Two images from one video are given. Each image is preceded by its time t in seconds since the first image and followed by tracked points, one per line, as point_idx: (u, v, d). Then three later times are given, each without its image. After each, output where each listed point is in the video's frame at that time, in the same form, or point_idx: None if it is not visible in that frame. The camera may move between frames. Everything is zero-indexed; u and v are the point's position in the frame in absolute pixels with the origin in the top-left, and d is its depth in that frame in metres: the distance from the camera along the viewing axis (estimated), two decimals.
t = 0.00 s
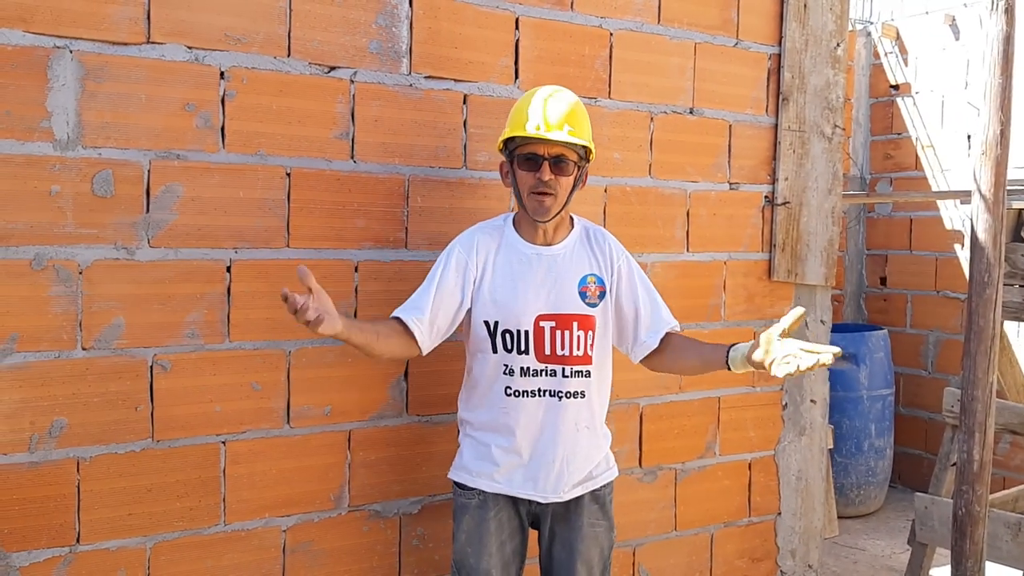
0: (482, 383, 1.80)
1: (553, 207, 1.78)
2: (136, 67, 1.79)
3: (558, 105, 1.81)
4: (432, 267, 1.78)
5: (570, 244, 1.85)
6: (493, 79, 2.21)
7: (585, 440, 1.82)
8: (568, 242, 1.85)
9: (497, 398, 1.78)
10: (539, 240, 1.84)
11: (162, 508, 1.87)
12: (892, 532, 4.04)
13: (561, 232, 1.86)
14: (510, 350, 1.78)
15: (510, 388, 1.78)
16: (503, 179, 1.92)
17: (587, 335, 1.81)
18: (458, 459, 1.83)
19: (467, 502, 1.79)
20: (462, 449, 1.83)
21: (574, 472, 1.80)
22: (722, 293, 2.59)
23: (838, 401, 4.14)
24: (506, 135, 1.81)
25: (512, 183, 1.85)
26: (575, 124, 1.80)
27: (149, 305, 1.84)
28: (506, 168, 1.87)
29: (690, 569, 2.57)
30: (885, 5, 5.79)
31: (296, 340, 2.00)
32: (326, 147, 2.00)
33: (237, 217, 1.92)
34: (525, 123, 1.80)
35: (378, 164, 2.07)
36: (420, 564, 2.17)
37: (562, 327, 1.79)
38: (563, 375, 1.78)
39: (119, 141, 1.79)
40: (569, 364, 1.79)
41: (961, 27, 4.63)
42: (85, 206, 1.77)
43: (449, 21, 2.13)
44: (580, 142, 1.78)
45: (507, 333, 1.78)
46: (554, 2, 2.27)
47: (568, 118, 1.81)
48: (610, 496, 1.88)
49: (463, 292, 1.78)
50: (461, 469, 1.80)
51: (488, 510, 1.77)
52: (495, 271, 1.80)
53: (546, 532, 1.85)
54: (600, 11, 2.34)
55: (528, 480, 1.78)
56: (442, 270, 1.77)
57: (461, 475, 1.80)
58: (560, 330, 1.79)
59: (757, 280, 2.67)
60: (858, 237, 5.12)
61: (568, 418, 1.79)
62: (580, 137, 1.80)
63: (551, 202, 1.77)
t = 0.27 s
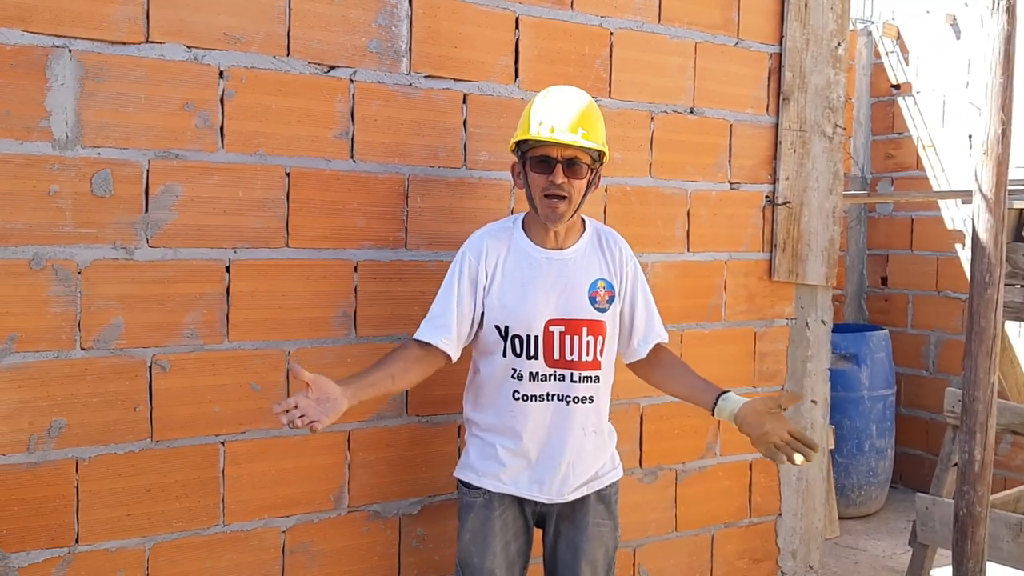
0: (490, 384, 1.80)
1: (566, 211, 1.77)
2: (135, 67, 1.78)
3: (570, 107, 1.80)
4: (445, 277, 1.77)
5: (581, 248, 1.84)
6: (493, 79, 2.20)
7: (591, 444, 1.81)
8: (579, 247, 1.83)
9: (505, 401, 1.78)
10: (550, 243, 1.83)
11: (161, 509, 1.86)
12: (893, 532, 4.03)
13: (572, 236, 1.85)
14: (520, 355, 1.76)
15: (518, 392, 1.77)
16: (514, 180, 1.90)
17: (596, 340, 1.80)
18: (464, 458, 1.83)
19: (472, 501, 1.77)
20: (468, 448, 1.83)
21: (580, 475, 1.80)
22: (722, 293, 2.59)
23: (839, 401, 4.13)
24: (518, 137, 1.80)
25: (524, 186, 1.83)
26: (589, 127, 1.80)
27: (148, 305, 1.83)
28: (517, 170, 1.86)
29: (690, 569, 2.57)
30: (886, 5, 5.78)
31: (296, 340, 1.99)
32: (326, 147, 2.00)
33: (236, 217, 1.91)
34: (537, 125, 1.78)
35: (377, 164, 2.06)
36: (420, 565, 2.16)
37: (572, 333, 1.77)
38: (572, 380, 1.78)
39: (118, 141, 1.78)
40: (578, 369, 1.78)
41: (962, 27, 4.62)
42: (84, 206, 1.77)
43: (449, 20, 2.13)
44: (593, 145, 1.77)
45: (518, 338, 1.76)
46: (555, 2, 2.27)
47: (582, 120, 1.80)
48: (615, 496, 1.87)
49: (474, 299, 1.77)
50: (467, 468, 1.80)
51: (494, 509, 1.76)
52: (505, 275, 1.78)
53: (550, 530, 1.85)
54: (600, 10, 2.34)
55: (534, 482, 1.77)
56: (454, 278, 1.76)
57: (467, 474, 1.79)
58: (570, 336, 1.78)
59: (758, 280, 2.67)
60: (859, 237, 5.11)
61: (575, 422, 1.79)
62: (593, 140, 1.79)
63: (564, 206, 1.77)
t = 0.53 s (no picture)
0: (493, 381, 1.80)
1: (572, 200, 1.78)
2: (135, 67, 1.79)
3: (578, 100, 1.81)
4: (453, 275, 1.77)
5: (585, 243, 1.84)
6: (493, 79, 2.20)
7: (595, 441, 1.81)
8: (583, 242, 1.84)
9: (508, 397, 1.78)
10: (554, 238, 1.83)
11: (161, 509, 1.86)
12: (893, 532, 4.03)
13: (576, 231, 1.85)
14: (523, 351, 1.76)
15: (521, 388, 1.77)
16: (519, 176, 1.91)
17: (600, 336, 1.80)
18: (468, 457, 1.83)
19: (476, 500, 1.78)
20: (472, 447, 1.83)
21: (584, 472, 1.80)
22: (722, 293, 2.59)
23: (839, 401, 4.13)
24: (525, 129, 1.81)
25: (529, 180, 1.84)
26: (595, 120, 1.81)
27: (148, 305, 1.83)
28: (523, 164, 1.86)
29: (690, 569, 2.57)
30: (886, 5, 5.78)
31: (296, 340, 1.99)
32: (326, 147, 2.00)
33: (236, 217, 1.91)
34: (544, 118, 1.79)
35: (377, 164, 2.06)
36: (420, 565, 2.16)
37: (576, 328, 1.78)
38: (575, 376, 1.77)
39: (118, 141, 1.78)
40: (582, 364, 1.78)
41: (962, 27, 4.62)
42: (84, 206, 1.77)
43: (449, 21, 2.13)
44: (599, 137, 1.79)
45: (521, 333, 1.76)
46: (555, 2, 2.27)
47: (588, 114, 1.81)
48: (619, 496, 1.88)
49: (481, 294, 1.77)
50: (471, 467, 1.80)
51: (497, 509, 1.76)
52: (510, 271, 1.78)
53: (553, 529, 1.85)
54: (600, 10, 2.34)
55: (537, 479, 1.77)
56: (460, 274, 1.76)
57: (470, 474, 1.79)
58: (574, 332, 1.78)
59: (758, 280, 2.67)
60: (858, 237, 5.12)
61: (579, 419, 1.78)
62: (599, 132, 1.80)
63: (569, 196, 1.78)
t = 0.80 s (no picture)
0: (495, 375, 1.81)
1: (573, 195, 1.77)
2: (135, 67, 1.79)
3: (580, 99, 1.83)
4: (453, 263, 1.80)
5: (587, 237, 1.85)
6: (493, 79, 2.20)
7: (598, 435, 1.80)
8: (585, 236, 1.84)
9: (510, 391, 1.78)
10: (556, 232, 1.84)
11: (161, 509, 1.86)
12: (892, 532, 4.03)
13: (577, 226, 1.86)
14: (524, 343, 1.77)
15: (522, 380, 1.77)
16: (522, 174, 1.92)
17: (602, 329, 1.79)
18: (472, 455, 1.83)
19: (478, 499, 1.78)
20: (476, 445, 1.83)
21: (587, 468, 1.79)
22: (722, 293, 2.59)
23: (839, 401, 4.13)
24: (528, 126, 1.82)
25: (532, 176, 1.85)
26: (597, 117, 1.82)
27: (148, 305, 1.83)
28: (526, 162, 1.87)
29: (690, 569, 2.57)
30: (886, 5, 5.78)
31: (296, 340, 1.99)
32: (326, 147, 2.00)
33: (236, 217, 1.91)
34: (546, 115, 1.81)
35: (377, 164, 2.06)
36: (420, 565, 2.16)
37: (577, 321, 1.77)
38: (577, 369, 1.77)
39: (118, 141, 1.78)
40: (583, 357, 1.77)
41: (962, 27, 4.62)
42: (84, 206, 1.77)
43: (449, 21, 2.13)
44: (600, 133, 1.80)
45: (522, 325, 1.77)
46: (555, 2, 2.27)
47: (590, 111, 1.83)
48: (621, 497, 1.87)
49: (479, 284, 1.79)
50: (474, 465, 1.80)
51: (500, 508, 1.76)
52: (512, 262, 1.79)
53: (555, 528, 1.85)
54: (600, 10, 2.34)
55: (540, 474, 1.76)
56: (461, 264, 1.78)
57: (473, 471, 1.80)
58: (575, 324, 1.77)
59: (758, 280, 2.67)
60: (858, 237, 5.12)
61: (580, 413, 1.78)
62: (600, 129, 1.81)
63: (570, 191, 1.77)
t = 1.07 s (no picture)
0: (498, 374, 1.80)
1: (570, 202, 1.77)
2: (135, 67, 1.78)
3: (570, 102, 1.81)
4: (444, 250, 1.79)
5: (588, 236, 1.85)
6: (493, 79, 2.20)
7: (601, 434, 1.81)
8: (585, 236, 1.83)
9: (513, 391, 1.77)
10: (556, 234, 1.83)
11: (160, 509, 1.86)
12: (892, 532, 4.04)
13: (577, 227, 1.85)
14: (527, 342, 1.77)
15: (525, 379, 1.77)
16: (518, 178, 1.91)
17: (604, 328, 1.79)
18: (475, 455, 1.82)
19: (482, 499, 1.77)
20: (479, 445, 1.82)
21: (591, 467, 1.79)
22: (722, 293, 2.59)
23: (839, 401, 4.13)
24: (520, 135, 1.80)
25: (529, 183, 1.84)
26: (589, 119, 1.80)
27: (148, 305, 1.83)
28: (520, 169, 1.86)
29: (690, 569, 2.57)
30: (886, 5, 5.78)
31: (296, 340, 1.99)
32: (325, 147, 2.00)
33: (236, 217, 1.91)
34: (537, 124, 1.79)
35: (377, 164, 2.06)
36: (420, 565, 2.16)
37: (580, 320, 1.77)
38: (580, 368, 1.77)
39: (118, 141, 1.78)
40: (586, 356, 1.77)
41: (962, 27, 4.62)
42: (84, 206, 1.77)
43: (449, 21, 2.13)
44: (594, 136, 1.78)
45: (524, 324, 1.77)
46: (555, 2, 2.27)
47: (581, 113, 1.81)
48: (624, 496, 1.87)
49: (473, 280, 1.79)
50: (477, 465, 1.80)
51: (504, 508, 1.76)
52: (513, 260, 1.79)
53: (558, 528, 1.85)
54: (600, 10, 2.34)
55: (544, 473, 1.76)
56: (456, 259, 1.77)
57: (477, 472, 1.79)
58: (578, 323, 1.77)
59: (758, 280, 2.67)
60: (858, 237, 5.12)
61: (584, 411, 1.78)
62: (593, 131, 1.79)
63: (567, 198, 1.76)
